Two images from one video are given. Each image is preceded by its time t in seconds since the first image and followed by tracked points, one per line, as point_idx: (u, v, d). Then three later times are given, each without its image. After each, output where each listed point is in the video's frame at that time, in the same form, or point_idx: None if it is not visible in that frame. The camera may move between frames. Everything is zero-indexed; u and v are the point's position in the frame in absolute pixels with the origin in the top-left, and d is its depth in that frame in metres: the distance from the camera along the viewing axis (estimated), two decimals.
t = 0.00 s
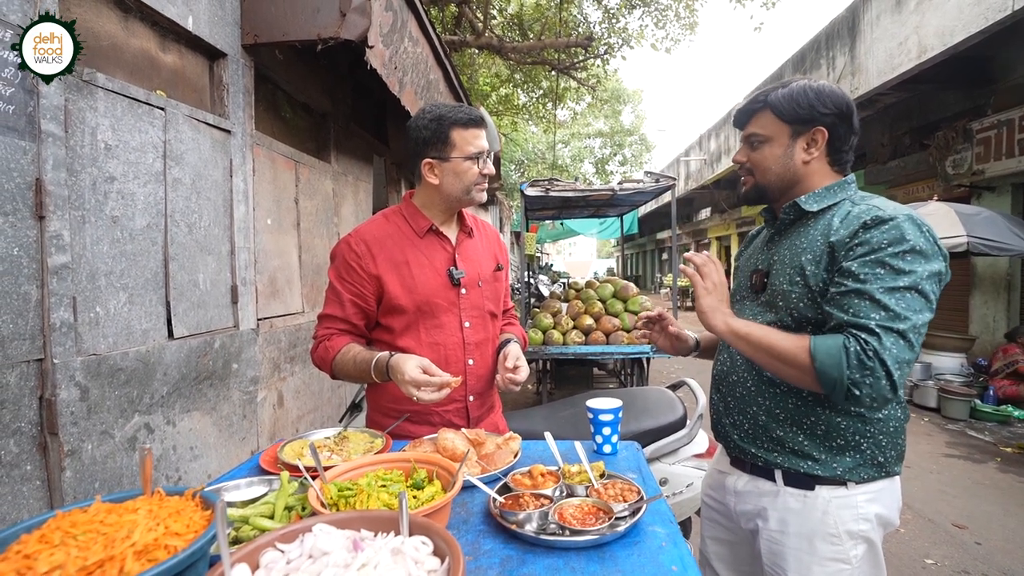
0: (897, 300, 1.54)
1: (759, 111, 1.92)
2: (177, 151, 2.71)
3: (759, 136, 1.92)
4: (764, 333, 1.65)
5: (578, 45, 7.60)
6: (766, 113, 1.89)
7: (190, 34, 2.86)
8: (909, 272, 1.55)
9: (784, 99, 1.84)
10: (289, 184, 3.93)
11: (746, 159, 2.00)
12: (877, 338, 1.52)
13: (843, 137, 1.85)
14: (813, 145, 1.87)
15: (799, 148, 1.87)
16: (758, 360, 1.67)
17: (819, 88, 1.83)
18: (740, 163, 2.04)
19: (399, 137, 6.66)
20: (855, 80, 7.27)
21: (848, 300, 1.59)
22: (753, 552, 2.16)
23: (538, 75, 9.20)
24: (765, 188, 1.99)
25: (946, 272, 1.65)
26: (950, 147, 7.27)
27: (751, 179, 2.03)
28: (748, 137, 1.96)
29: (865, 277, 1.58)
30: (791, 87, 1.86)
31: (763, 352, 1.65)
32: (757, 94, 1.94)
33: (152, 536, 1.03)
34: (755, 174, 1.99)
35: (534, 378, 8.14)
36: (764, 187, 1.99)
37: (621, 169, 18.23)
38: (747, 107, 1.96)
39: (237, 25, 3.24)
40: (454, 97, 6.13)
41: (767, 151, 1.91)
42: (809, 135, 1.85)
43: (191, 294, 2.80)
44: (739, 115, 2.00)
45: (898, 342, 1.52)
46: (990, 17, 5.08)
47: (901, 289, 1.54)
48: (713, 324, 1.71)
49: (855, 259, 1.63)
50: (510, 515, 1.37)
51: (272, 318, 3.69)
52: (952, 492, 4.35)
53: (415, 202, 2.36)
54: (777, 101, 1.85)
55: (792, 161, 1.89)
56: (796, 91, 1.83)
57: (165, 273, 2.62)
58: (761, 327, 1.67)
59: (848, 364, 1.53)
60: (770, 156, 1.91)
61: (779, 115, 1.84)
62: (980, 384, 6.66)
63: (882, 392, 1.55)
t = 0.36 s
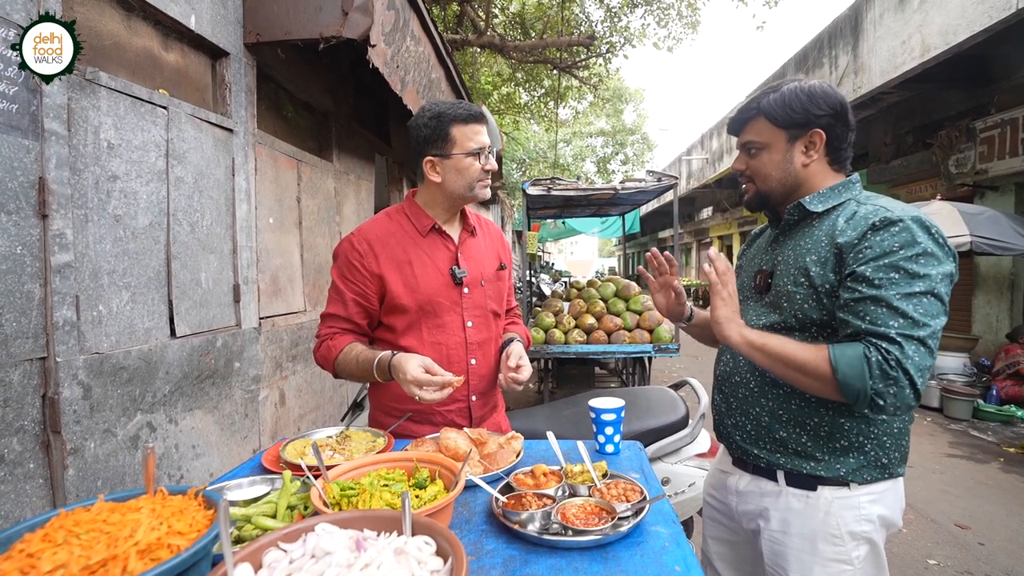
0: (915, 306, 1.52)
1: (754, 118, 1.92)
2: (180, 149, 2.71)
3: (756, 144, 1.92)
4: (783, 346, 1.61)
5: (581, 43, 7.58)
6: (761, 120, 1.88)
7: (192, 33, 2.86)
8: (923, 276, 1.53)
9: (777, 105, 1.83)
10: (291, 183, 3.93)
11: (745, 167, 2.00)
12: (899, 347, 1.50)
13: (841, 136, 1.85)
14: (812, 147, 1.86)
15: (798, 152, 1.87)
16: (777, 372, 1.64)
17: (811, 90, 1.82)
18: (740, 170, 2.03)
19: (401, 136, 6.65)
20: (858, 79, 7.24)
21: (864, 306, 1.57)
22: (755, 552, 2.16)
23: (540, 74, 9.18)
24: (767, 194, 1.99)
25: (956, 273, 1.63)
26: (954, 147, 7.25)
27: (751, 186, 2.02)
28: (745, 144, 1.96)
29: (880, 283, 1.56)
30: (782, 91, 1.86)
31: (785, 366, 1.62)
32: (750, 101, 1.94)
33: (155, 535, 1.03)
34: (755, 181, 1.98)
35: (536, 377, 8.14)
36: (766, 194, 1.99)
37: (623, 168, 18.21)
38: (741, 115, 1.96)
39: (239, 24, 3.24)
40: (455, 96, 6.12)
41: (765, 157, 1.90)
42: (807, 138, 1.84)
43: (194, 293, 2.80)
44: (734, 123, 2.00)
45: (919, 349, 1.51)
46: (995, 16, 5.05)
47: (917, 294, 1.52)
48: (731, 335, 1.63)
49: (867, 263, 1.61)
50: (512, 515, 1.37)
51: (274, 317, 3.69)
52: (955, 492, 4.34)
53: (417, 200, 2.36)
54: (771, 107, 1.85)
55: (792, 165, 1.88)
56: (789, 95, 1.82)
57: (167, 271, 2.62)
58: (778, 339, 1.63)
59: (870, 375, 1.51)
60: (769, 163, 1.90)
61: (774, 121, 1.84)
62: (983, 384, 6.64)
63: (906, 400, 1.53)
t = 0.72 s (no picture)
0: (925, 307, 1.51)
1: (760, 112, 1.91)
2: (181, 148, 2.71)
3: (762, 138, 1.91)
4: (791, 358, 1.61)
5: (582, 42, 7.57)
6: (767, 114, 1.88)
7: (193, 32, 2.86)
8: (933, 277, 1.53)
9: (784, 100, 1.83)
10: (292, 182, 3.93)
11: (749, 162, 1.99)
12: (911, 351, 1.50)
13: (847, 134, 1.85)
14: (818, 144, 1.86)
15: (804, 149, 1.86)
16: (788, 383, 1.63)
17: (819, 84, 1.82)
18: (743, 166, 2.02)
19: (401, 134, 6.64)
20: (860, 77, 7.23)
21: (874, 308, 1.56)
22: (758, 551, 2.16)
23: (541, 72, 9.17)
24: (771, 190, 1.98)
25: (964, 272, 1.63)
26: (955, 145, 7.24)
27: (754, 182, 2.02)
28: (750, 140, 1.95)
29: (891, 284, 1.55)
30: (790, 85, 1.85)
31: (795, 377, 1.61)
32: (756, 95, 1.93)
33: (158, 532, 1.03)
34: (759, 177, 1.97)
35: (537, 376, 8.14)
36: (769, 190, 1.98)
37: (624, 167, 18.20)
38: (747, 109, 1.95)
39: (240, 22, 3.23)
40: (456, 95, 6.11)
41: (770, 153, 1.90)
42: (813, 134, 1.84)
43: (195, 292, 2.80)
44: (738, 117, 1.99)
45: (931, 352, 1.51)
46: (997, 13, 5.04)
47: (928, 296, 1.52)
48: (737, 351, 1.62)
49: (876, 263, 1.60)
50: (514, 513, 1.37)
51: (275, 315, 3.69)
52: (956, 490, 4.34)
53: (419, 198, 2.36)
54: (778, 101, 1.84)
55: (798, 162, 1.88)
56: (797, 90, 1.82)
57: (169, 270, 2.63)
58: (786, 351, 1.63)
59: (884, 382, 1.51)
60: (775, 158, 1.89)
61: (781, 115, 1.83)
62: (984, 382, 6.64)
63: (920, 404, 1.53)
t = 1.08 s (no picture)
0: (936, 307, 1.51)
1: (765, 108, 1.90)
2: (181, 145, 2.71)
3: (766, 135, 1.90)
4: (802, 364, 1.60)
5: (583, 39, 7.54)
6: (772, 110, 1.87)
7: (194, 28, 2.85)
8: (942, 277, 1.53)
9: (789, 96, 1.82)
10: (293, 179, 3.92)
11: (752, 159, 1.99)
12: (924, 352, 1.50)
13: (851, 131, 1.85)
14: (822, 142, 1.86)
15: (808, 146, 1.86)
16: (801, 389, 1.63)
17: (824, 81, 1.82)
18: (746, 162, 2.02)
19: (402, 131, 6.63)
20: (861, 74, 7.20)
21: (884, 308, 1.55)
22: (758, 548, 2.16)
23: (542, 69, 9.15)
24: (772, 187, 1.97)
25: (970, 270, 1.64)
26: (957, 142, 7.22)
27: (757, 179, 2.01)
28: (754, 136, 1.94)
29: (901, 285, 1.54)
30: (796, 81, 1.85)
31: (809, 383, 1.60)
32: (761, 91, 1.92)
33: (160, 528, 1.03)
34: (762, 174, 1.97)
35: (538, 373, 8.15)
36: (771, 187, 1.97)
37: (625, 164, 18.19)
38: (751, 105, 1.94)
39: (241, 19, 3.23)
40: (457, 91, 6.10)
41: (774, 150, 1.89)
42: (818, 132, 1.84)
43: (196, 289, 2.80)
44: (742, 113, 1.99)
45: (944, 352, 1.51)
46: (1000, 10, 5.01)
47: (937, 295, 1.52)
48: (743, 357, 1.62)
49: (885, 263, 1.59)
50: (515, 510, 1.37)
51: (276, 312, 3.69)
52: (956, 488, 4.34)
53: (419, 195, 2.36)
54: (783, 97, 1.83)
55: (802, 159, 1.87)
56: (802, 86, 1.81)
57: (170, 267, 2.63)
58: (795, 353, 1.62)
59: (898, 384, 1.51)
60: (778, 155, 1.89)
61: (786, 111, 1.83)
62: (985, 380, 6.64)
63: (933, 404, 1.53)
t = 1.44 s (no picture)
0: (952, 301, 1.49)
1: (763, 115, 1.90)
2: (183, 145, 2.71)
3: (769, 140, 1.89)
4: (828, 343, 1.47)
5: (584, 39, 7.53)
6: (772, 117, 1.86)
7: (196, 29, 2.85)
8: (954, 272, 1.52)
9: (789, 99, 1.83)
10: (294, 179, 3.93)
11: (757, 166, 1.97)
12: (946, 344, 1.46)
13: (849, 130, 1.87)
14: (824, 141, 1.87)
15: (813, 146, 1.86)
16: (824, 373, 1.50)
17: (816, 85, 1.85)
18: (751, 170, 2.00)
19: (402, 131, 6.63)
20: (862, 75, 7.19)
21: (899, 304, 1.53)
22: (757, 547, 2.16)
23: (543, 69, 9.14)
24: (783, 192, 1.95)
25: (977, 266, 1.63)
26: (958, 142, 7.20)
27: (764, 185, 1.99)
28: (757, 143, 1.92)
29: (916, 280, 1.52)
30: (789, 88, 1.87)
31: (833, 366, 1.48)
32: (755, 101, 1.93)
33: (160, 528, 1.03)
34: (770, 179, 1.95)
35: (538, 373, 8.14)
36: (782, 191, 1.95)
37: (626, 164, 18.18)
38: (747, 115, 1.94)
39: (242, 19, 3.23)
40: (458, 91, 6.09)
41: (782, 153, 1.88)
42: (821, 131, 1.84)
43: (197, 289, 2.81)
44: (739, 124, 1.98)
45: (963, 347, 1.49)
46: (1001, 11, 5.01)
47: (952, 289, 1.50)
48: (756, 341, 1.49)
49: (896, 260, 1.57)
50: (515, 510, 1.36)
51: (277, 312, 3.69)
52: (957, 488, 4.34)
53: (420, 195, 2.36)
54: (782, 102, 1.84)
55: (809, 159, 1.87)
56: (798, 90, 1.84)
57: (171, 267, 2.63)
58: (820, 331, 1.48)
59: (927, 371, 1.44)
60: (786, 158, 1.88)
61: (789, 114, 1.83)
62: (987, 380, 6.62)
63: (952, 398, 1.49)
